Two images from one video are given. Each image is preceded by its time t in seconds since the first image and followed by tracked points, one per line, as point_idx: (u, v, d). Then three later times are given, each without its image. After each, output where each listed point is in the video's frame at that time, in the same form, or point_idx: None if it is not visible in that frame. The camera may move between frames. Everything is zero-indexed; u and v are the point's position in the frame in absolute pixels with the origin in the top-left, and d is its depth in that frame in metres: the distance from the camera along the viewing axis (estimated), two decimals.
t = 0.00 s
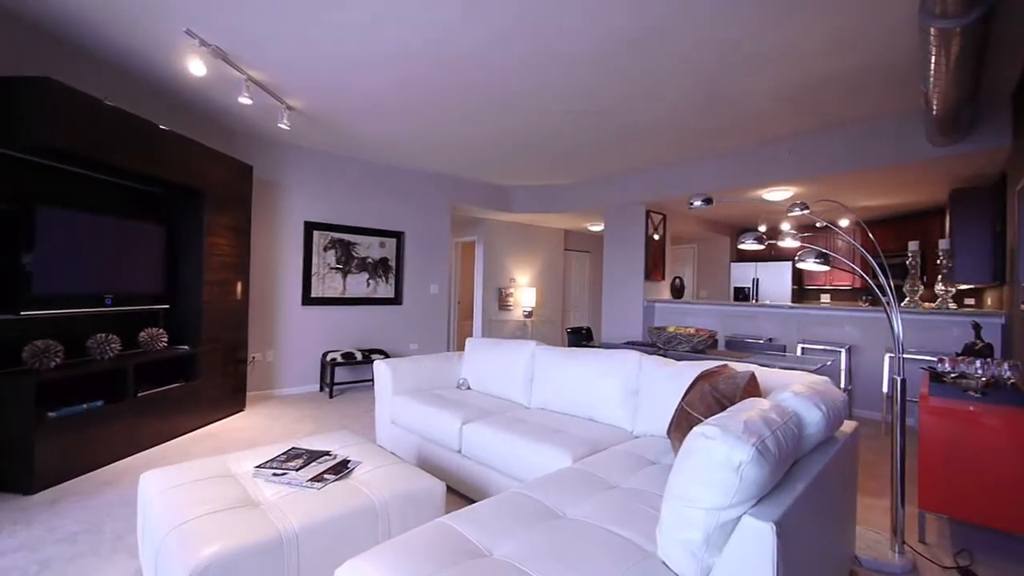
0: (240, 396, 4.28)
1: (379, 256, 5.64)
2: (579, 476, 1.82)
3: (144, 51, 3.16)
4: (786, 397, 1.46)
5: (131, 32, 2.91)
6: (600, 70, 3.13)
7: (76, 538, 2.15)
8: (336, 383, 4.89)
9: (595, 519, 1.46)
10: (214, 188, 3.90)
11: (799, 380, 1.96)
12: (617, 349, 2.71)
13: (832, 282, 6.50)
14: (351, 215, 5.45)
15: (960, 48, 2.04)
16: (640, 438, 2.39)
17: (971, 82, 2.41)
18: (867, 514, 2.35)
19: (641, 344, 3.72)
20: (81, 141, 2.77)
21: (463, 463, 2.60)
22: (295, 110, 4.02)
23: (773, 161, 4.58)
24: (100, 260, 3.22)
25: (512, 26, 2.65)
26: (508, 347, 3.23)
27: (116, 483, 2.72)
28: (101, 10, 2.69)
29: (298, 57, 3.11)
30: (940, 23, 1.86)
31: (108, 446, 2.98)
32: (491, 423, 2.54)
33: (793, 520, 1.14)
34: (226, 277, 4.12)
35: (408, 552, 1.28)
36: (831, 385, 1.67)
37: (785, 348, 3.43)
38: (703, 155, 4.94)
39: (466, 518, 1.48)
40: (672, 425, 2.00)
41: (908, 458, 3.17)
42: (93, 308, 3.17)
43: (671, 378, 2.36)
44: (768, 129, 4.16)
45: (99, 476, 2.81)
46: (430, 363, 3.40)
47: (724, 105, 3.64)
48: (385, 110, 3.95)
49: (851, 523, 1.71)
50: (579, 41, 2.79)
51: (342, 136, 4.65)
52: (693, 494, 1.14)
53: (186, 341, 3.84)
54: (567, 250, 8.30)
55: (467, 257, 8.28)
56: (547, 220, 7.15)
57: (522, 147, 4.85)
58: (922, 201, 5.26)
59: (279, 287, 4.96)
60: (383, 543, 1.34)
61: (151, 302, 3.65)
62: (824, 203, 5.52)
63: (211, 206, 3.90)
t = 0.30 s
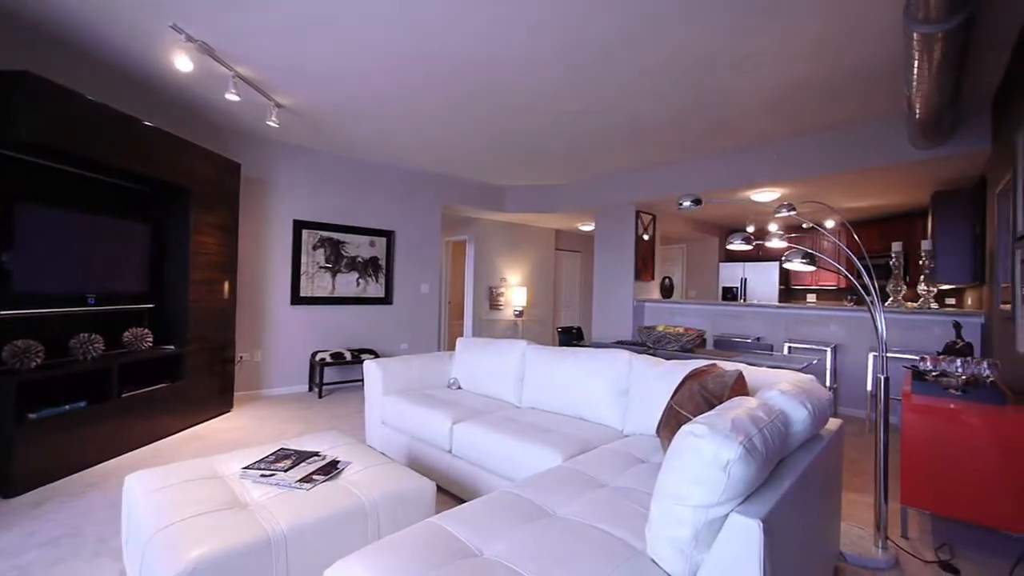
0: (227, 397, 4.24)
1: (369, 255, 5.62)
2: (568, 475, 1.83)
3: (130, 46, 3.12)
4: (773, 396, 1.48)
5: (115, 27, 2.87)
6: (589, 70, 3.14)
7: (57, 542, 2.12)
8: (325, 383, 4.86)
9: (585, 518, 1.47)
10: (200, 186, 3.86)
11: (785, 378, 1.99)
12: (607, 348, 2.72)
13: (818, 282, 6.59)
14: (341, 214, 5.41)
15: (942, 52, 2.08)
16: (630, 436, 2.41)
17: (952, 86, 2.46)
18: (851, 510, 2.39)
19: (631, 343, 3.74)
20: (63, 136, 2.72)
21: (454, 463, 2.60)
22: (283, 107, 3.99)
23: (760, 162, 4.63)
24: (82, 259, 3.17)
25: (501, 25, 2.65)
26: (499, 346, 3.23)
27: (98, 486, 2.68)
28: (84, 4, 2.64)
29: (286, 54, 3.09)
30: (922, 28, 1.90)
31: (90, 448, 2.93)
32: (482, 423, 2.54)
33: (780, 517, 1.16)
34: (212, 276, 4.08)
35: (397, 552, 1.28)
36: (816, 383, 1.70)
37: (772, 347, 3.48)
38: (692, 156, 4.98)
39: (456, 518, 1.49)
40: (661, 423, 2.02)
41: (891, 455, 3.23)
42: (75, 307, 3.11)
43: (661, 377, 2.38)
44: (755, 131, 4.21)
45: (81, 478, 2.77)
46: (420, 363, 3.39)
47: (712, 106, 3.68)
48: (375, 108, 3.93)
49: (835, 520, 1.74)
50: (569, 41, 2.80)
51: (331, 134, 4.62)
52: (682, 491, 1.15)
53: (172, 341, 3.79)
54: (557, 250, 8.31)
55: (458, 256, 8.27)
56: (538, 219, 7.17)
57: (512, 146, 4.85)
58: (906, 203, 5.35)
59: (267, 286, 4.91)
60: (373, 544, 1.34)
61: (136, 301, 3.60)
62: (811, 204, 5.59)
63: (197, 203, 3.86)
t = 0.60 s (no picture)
0: (207, 400, 4.17)
1: (354, 256, 5.57)
2: (555, 474, 1.84)
3: (105, 42, 3.05)
4: (753, 392, 1.51)
5: (88, 21, 2.80)
6: (572, 70, 3.15)
7: (28, 551, 2.06)
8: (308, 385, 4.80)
9: (571, 516, 1.48)
10: (178, 185, 3.79)
11: (766, 376, 2.03)
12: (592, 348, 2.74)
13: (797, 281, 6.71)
14: (324, 214, 5.36)
15: (914, 57, 2.14)
16: (614, 435, 2.43)
17: (924, 90, 2.53)
18: (829, 504, 2.44)
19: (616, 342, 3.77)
20: (34, 134, 2.64)
21: (439, 464, 2.60)
22: (264, 105, 3.93)
23: (741, 164, 4.70)
24: (56, 259, 3.09)
25: (483, 24, 2.64)
26: (485, 347, 3.23)
27: (71, 493, 2.62)
28: None
29: (266, 51, 3.04)
30: (896, 34, 1.95)
31: (63, 454, 2.86)
32: (467, 423, 2.54)
33: (759, 511, 1.18)
34: (191, 277, 4.01)
35: (381, 554, 1.28)
36: (796, 380, 1.73)
37: (753, 345, 3.54)
38: (674, 157, 5.04)
39: (441, 519, 1.49)
40: (645, 422, 2.04)
41: (868, 450, 3.30)
42: (48, 309, 3.02)
43: (646, 375, 2.40)
44: (735, 133, 4.27)
45: (52, 486, 2.69)
46: (405, 363, 3.38)
47: (693, 108, 3.72)
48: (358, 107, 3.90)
49: (813, 513, 1.78)
50: (551, 42, 2.82)
51: (313, 133, 4.58)
52: (663, 487, 1.17)
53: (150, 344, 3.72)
54: (543, 250, 8.34)
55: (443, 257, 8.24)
56: (524, 220, 7.19)
57: (497, 146, 4.85)
58: (882, 204, 5.48)
59: (249, 288, 4.85)
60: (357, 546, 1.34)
61: (112, 304, 3.53)
62: (790, 205, 5.70)
63: (175, 203, 3.79)
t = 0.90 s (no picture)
0: (188, 402, 4.10)
1: (340, 255, 5.53)
2: (542, 473, 1.85)
3: (82, 35, 2.98)
4: (737, 390, 1.54)
5: (65, 14, 2.74)
6: (558, 70, 3.17)
7: (2, 559, 2.02)
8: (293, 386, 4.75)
9: (558, 515, 1.49)
10: (159, 184, 3.72)
11: (749, 373, 2.06)
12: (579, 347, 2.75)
13: (781, 281, 6.81)
14: (310, 213, 5.31)
15: (892, 62, 2.18)
16: (601, 433, 2.45)
17: (901, 94, 2.59)
18: (811, 499, 2.49)
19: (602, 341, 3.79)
20: (9, 129, 2.58)
21: (427, 464, 2.59)
22: (248, 102, 3.88)
23: (725, 165, 4.76)
24: (32, 258, 3.02)
25: (469, 22, 2.64)
26: (472, 347, 3.23)
27: (47, 499, 2.56)
28: None
29: (249, 47, 3.01)
30: (874, 38, 1.99)
31: (38, 458, 2.79)
32: (454, 423, 2.54)
33: (742, 506, 1.20)
34: (173, 276, 3.94)
35: (367, 555, 1.27)
36: (778, 378, 1.76)
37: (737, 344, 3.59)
38: (660, 158, 5.08)
39: (427, 519, 1.49)
40: (631, 420, 2.05)
41: (848, 446, 3.37)
42: (23, 310, 2.94)
43: (632, 374, 2.42)
44: (719, 135, 4.33)
45: (27, 491, 2.63)
46: (392, 364, 3.36)
47: (678, 109, 3.75)
48: (344, 105, 3.88)
49: (794, 508, 1.81)
50: (537, 42, 2.82)
51: (298, 130, 4.53)
52: (648, 484, 1.18)
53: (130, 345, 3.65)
54: (531, 250, 8.36)
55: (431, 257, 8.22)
56: (511, 220, 7.20)
57: (484, 146, 4.85)
58: (862, 205, 5.59)
59: (233, 287, 4.78)
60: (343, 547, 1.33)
61: (90, 304, 3.45)
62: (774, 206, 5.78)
63: (156, 202, 3.72)
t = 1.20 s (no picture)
0: (181, 401, 4.08)
1: (335, 254, 5.52)
2: (537, 473, 1.85)
3: (75, 31, 2.96)
4: (731, 390, 1.55)
5: (57, 10, 2.72)
6: (554, 70, 3.17)
7: None
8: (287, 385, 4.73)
9: (553, 515, 1.49)
10: (152, 182, 3.70)
11: (743, 374, 2.08)
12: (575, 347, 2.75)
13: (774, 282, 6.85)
14: (305, 212, 5.30)
15: (885, 65, 2.21)
16: (596, 433, 2.46)
17: (893, 97, 2.62)
18: (804, 499, 2.51)
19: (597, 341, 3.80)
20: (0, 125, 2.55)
21: (422, 464, 2.59)
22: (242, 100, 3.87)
23: (720, 166, 4.78)
24: (22, 256, 2.99)
25: (465, 22, 2.64)
26: (468, 347, 3.22)
27: (37, 499, 2.54)
28: None
29: (244, 44, 3.00)
30: (867, 42, 2.01)
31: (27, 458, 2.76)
32: (450, 423, 2.54)
33: (737, 506, 1.21)
34: (166, 275, 3.92)
35: (362, 555, 1.27)
36: (772, 378, 1.77)
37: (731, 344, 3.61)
38: (655, 159, 5.10)
39: (423, 518, 1.49)
40: (626, 420, 2.06)
41: (840, 446, 3.40)
42: (13, 308, 2.91)
43: (627, 374, 2.43)
44: (714, 136, 4.35)
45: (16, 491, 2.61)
46: (387, 363, 3.36)
47: (673, 110, 3.77)
48: (340, 104, 3.87)
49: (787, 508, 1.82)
50: (532, 42, 2.83)
51: (293, 129, 4.51)
52: (644, 484, 1.19)
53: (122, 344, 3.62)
54: (526, 250, 8.37)
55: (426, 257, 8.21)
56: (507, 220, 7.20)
57: (480, 146, 4.85)
58: (855, 207, 5.63)
59: (227, 286, 4.76)
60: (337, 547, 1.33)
61: (82, 302, 3.43)
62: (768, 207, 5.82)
63: (149, 200, 3.70)
